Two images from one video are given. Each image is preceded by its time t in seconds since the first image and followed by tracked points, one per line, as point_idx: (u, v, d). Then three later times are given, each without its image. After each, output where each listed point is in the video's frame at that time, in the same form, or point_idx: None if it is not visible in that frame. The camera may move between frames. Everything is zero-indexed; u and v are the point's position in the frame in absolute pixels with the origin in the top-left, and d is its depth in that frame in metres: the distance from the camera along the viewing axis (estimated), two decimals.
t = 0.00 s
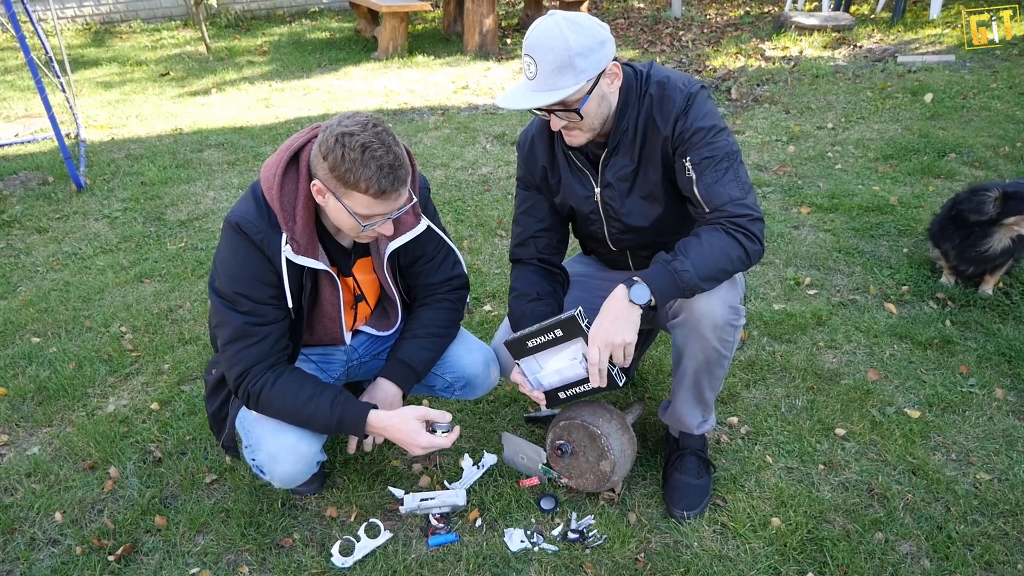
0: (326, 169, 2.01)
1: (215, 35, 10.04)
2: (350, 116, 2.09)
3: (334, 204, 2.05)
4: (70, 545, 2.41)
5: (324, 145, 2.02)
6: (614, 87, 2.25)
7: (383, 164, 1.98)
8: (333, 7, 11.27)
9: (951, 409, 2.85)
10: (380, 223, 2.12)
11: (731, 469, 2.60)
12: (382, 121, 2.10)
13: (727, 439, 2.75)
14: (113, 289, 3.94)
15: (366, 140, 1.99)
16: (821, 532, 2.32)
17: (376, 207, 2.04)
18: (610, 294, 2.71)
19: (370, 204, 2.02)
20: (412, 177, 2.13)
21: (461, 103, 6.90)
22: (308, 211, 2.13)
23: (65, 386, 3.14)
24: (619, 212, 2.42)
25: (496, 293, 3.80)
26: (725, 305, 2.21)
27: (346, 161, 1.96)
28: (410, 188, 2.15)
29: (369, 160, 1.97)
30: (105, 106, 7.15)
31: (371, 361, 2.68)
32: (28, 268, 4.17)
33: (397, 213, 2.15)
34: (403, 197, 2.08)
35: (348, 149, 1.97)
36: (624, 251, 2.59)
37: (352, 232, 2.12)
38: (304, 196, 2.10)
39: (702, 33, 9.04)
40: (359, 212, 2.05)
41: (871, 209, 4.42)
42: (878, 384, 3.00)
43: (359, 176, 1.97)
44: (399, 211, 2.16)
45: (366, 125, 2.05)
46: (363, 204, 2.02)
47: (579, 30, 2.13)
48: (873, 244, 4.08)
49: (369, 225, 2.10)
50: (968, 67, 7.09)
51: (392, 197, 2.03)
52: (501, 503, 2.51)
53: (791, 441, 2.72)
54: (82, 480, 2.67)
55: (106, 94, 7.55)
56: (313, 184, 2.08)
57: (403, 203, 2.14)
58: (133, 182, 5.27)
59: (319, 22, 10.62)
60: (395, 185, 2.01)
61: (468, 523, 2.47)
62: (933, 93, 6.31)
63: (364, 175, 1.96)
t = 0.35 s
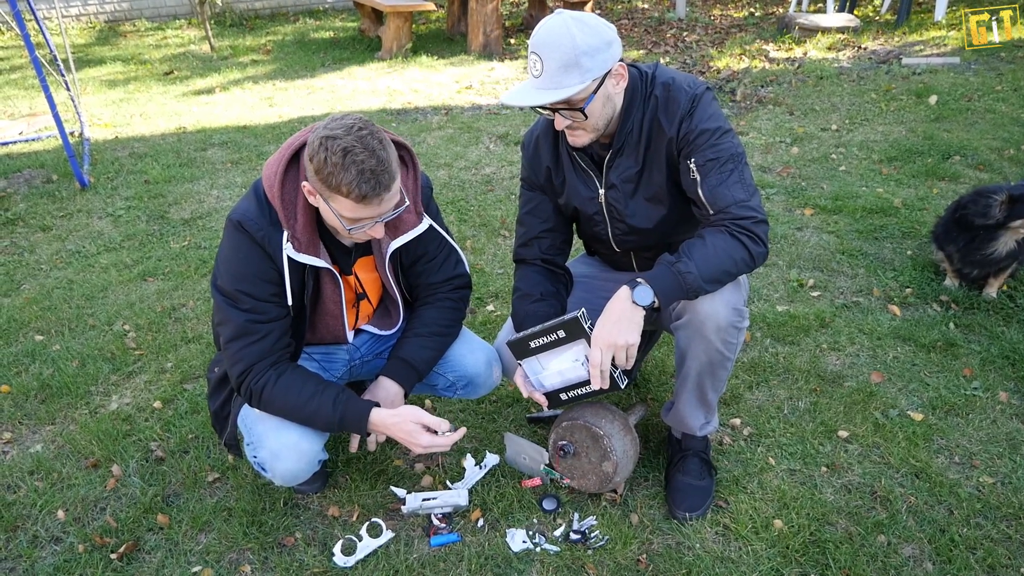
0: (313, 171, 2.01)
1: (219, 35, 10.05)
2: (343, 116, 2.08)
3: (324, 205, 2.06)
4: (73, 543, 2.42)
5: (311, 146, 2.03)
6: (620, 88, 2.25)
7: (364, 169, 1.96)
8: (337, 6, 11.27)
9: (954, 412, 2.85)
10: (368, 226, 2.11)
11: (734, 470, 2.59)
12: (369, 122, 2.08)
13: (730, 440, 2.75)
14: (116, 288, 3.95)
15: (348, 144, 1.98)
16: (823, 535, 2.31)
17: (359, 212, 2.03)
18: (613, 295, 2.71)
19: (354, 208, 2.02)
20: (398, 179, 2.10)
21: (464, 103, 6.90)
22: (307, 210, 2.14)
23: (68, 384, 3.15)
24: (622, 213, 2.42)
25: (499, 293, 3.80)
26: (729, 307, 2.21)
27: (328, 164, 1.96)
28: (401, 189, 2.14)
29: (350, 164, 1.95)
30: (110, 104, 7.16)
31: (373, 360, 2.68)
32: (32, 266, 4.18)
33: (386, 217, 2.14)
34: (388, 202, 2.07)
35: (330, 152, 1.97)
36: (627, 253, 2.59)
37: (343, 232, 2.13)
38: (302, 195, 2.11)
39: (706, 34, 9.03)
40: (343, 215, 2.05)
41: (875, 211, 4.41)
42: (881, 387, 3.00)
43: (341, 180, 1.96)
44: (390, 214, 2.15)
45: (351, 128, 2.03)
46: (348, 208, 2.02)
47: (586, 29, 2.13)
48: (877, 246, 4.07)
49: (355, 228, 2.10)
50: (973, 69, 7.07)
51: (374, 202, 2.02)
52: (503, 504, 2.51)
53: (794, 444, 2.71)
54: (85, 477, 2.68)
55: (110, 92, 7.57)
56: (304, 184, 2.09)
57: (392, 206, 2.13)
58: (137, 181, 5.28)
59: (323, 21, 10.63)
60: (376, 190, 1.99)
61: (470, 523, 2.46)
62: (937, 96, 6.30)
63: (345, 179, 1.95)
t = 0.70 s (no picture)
0: (301, 175, 2.01)
1: (222, 35, 10.06)
2: (336, 119, 2.06)
3: (314, 208, 2.06)
4: (76, 544, 2.42)
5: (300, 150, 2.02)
6: (624, 90, 2.25)
7: (348, 174, 1.94)
8: (340, 6, 11.27)
9: (959, 412, 2.83)
10: (358, 229, 2.10)
11: (738, 471, 2.59)
12: (355, 126, 2.06)
13: (734, 441, 2.74)
14: (119, 288, 3.95)
15: (331, 149, 1.96)
16: (828, 536, 2.31)
17: (346, 217, 2.03)
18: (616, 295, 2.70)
19: (340, 213, 2.01)
20: (387, 182, 2.07)
21: (467, 103, 6.89)
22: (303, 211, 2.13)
23: (71, 385, 3.15)
24: (626, 213, 2.41)
25: (502, 293, 3.80)
26: (733, 307, 2.20)
27: (312, 170, 1.96)
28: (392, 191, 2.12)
29: (333, 170, 1.94)
30: (113, 104, 7.17)
31: (376, 360, 2.67)
32: (35, 266, 4.18)
33: (376, 222, 2.13)
34: (375, 208, 2.05)
35: (314, 158, 1.96)
36: (632, 253, 2.59)
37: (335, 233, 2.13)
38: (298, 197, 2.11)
39: (709, 34, 9.02)
40: (331, 220, 2.05)
41: (879, 211, 4.40)
42: (886, 387, 2.99)
43: (325, 185, 1.95)
44: (382, 216, 2.14)
45: (335, 134, 2.01)
46: (335, 212, 2.02)
47: (596, 26, 2.14)
48: (881, 246, 4.06)
49: (345, 231, 2.10)
50: (977, 68, 7.05)
51: (359, 208, 2.01)
52: (507, 504, 2.51)
53: (798, 444, 2.70)
54: (88, 478, 2.68)
55: (113, 93, 7.58)
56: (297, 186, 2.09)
57: (382, 210, 2.11)
58: (140, 181, 5.28)
59: (326, 21, 10.63)
60: (360, 196, 1.97)
61: (474, 523, 2.46)
62: (941, 95, 6.27)
63: (329, 185, 1.94)
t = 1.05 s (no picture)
0: (303, 174, 2.00)
1: (222, 34, 10.04)
2: (336, 118, 2.05)
3: (316, 208, 2.05)
4: (76, 543, 2.41)
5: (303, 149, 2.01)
6: (626, 91, 2.24)
7: (352, 173, 1.94)
8: (340, 6, 11.26)
9: (960, 414, 2.83)
10: (360, 229, 2.10)
11: (738, 472, 2.58)
12: (359, 125, 2.05)
13: (735, 442, 2.74)
14: (119, 287, 3.95)
15: (335, 148, 1.96)
16: (828, 537, 2.30)
17: (350, 215, 2.02)
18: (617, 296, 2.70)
19: (344, 212, 2.01)
20: (390, 181, 2.07)
21: (468, 102, 6.89)
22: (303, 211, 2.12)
23: (71, 384, 3.15)
24: (628, 214, 2.41)
25: (502, 293, 3.79)
26: (735, 308, 2.20)
27: (316, 169, 1.95)
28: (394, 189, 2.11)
29: (338, 169, 1.93)
30: (113, 103, 7.16)
31: (377, 360, 2.67)
32: (35, 265, 4.18)
33: (380, 220, 2.13)
34: (380, 205, 2.05)
35: (318, 157, 1.95)
36: (633, 253, 2.58)
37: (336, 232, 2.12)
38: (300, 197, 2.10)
39: (710, 34, 9.01)
40: (335, 218, 2.04)
41: (880, 212, 4.40)
42: (886, 388, 2.99)
43: (328, 185, 1.94)
44: (383, 215, 2.13)
45: (337, 133, 2.00)
46: (337, 211, 2.01)
47: (603, 25, 2.14)
48: (882, 247, 4.05)
49: (348, 230, 2.09)
50: (978, 69, 7.04)
51: (364, 207, 2.00)
52: (507, 505, 2.50)
53: (799, 445, 2.70)
54: (88, 477, 2.67)
55: (113, 92, 7.57)
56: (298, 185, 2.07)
57: (385, 208, 2.11)
58: (140, 180, 5.28)
59: (326, 20, 10.62)
60: (364, 195, 1.96)
61: (474, 524, 2.46)
62: (942, 96, 6.27)
63: (332, 185, 1.93)
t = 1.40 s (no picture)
0: (307, 168, 1.99)
1: (217, 33, 10.01)
2: (335, 114, 2.06)
3: (318, 203, 2.04)
4: (74, 546, 2.41)
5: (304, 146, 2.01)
6: (621, 89, 2.24)
7: (358, 166, 1.94)
8: (334, 5, 11.23)
9: (958, 408, 2.84)
10: (363, 224, 2.09)
11: (738, 468, 2.58)
12: (364, 120, 2.06)
13: (733, 438, 2.74)
14: (116, 288, 3.93)
15: (342, 141, 1.96)
16: (828, 532, 2.31)
17: (355, 209, 2.02)
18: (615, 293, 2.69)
19: (348, 206, 2.00)
20: (393, 176, 2.08)
21: (463, 100, 6.88)
22: (303, 209, 2.12)
23: (68, 386, 3.14)
24: (624, 211, 2.40)
25: (500, 291, 3.79)
26: (732, 305, 2.20)
27: (322, 162, 1.95)
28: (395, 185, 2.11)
29: (344, 161, 1.94)
30: (107, 104, 7.13)
31: (374, 360, 2.66)
32: (31, 267, 4.16)
33: (382, 215, 2.13)
34: (385, 200, 2.05)
35: (324, 149, 1.96)
36: (630, 251, 2.58)
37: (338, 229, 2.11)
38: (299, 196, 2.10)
39: (705, 30, 9.01)
40: (339, 213, 2.04)
41: (876, 207, 4.40)
42: (884, 383, 2.99)
43: (335, 178, 1.94)
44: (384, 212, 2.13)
45: (344, 126, 2.01)
46: (342, 205, 2.00)
47: (599, 23, 2.13)
48: (879, 242, 4.06)
49: (351, 225, 2.08)
50: (972, 63, 7.05)
51: (371, 200, 2.01)
52: (507, 503, 2.50)
53: (798, 441, 2.70)
54: (86, 479, 2.67)
55: (108, 92, 7.54)
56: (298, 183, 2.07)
57: (387, 204, 2.11)
58: (136, 181, 5.26)
59: (321, 19, 10.59)
60: (371, 187, 1.97)
61: (474, 522, 2.45)
62: (938, 90, 6.27)
63: (339, 178, 1.94)
